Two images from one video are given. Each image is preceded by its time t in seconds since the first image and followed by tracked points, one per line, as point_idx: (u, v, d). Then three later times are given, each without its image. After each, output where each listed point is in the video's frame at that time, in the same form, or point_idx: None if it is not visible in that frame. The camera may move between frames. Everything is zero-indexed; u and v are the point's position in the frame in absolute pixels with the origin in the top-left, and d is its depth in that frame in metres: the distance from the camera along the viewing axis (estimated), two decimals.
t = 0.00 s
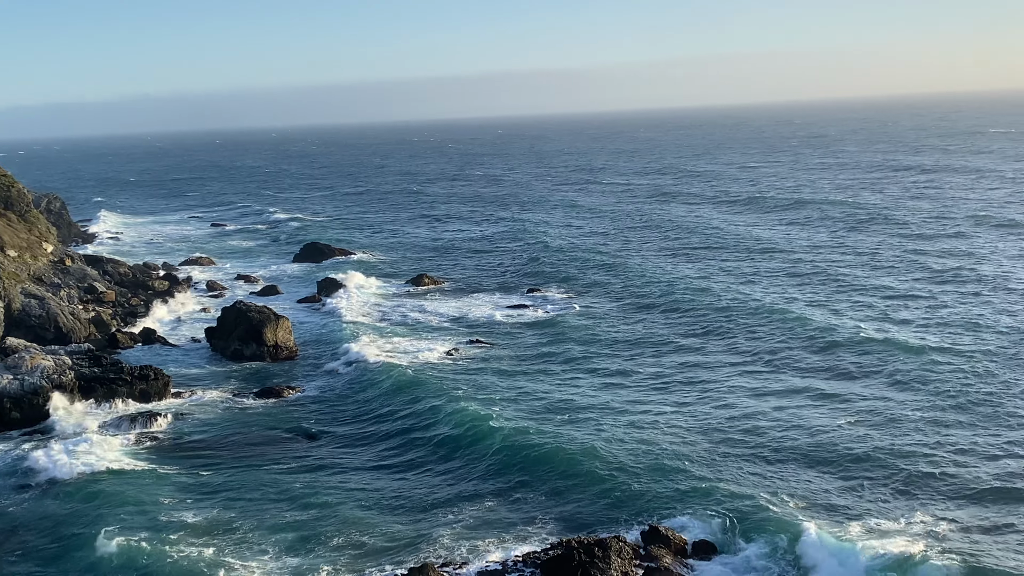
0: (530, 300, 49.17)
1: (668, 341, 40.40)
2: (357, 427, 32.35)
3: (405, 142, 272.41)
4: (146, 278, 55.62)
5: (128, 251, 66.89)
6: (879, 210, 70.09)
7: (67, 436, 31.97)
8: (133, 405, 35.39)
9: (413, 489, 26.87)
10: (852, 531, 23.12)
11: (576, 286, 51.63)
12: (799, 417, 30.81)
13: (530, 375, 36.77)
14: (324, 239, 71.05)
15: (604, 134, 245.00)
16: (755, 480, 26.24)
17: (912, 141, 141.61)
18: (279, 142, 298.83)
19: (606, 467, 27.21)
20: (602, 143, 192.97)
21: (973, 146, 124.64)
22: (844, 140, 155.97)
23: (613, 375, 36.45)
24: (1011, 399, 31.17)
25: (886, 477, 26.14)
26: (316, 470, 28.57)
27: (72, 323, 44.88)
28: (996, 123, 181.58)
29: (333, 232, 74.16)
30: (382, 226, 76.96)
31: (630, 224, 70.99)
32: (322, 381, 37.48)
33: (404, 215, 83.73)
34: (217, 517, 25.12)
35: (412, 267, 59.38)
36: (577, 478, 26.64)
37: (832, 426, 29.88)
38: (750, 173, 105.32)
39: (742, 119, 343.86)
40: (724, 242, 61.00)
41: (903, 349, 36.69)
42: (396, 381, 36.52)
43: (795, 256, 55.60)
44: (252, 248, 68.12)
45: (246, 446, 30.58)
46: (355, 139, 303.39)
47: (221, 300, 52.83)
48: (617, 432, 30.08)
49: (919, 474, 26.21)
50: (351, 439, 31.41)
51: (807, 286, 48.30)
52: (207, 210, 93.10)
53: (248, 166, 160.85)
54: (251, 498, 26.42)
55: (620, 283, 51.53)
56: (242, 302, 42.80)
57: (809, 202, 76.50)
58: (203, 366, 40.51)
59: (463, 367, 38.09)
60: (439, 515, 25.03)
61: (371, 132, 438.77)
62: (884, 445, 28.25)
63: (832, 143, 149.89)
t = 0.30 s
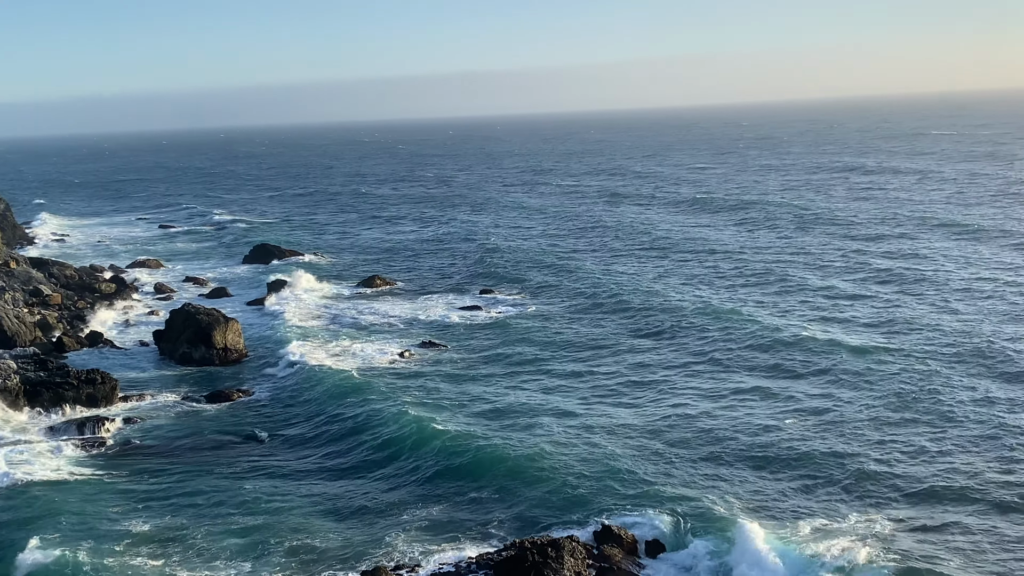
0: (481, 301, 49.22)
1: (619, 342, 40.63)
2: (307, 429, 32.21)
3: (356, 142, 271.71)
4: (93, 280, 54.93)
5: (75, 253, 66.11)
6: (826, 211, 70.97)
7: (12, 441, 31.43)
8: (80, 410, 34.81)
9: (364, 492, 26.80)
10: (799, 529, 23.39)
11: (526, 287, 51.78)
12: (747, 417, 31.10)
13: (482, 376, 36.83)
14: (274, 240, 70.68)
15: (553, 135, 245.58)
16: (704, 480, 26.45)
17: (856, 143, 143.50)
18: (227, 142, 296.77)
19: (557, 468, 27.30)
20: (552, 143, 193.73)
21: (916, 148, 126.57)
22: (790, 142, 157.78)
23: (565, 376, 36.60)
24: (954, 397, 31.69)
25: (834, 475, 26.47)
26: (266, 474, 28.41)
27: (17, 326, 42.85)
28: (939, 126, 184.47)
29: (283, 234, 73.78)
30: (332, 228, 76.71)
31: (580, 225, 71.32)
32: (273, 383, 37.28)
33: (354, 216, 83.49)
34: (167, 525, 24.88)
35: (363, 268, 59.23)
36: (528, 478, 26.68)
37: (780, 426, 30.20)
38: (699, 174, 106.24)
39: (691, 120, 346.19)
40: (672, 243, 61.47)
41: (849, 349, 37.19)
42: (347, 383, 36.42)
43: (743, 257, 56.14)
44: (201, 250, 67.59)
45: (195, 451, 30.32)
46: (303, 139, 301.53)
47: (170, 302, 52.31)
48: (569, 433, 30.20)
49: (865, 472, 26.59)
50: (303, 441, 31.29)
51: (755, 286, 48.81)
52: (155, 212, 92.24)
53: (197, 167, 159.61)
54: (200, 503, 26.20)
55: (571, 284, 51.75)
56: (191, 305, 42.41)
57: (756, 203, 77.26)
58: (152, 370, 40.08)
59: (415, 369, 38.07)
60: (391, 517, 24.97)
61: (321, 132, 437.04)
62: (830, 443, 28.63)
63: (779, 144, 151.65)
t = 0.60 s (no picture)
0: (433, 303, 49.20)
1: (570, 344, 40.75)
2: (258, 432, 31.95)
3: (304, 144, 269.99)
4: (39, 284, 54.10)
5: (20, 257, 65.13)
6: (772, 213, 71.72)
7: None
8: (28, 416, 34.21)
9: (317, 496, 26.63)
10: (750, 529, 23.57)
11: (477, 290, 51.79)
12: (698, 419, 31.29)
13: (433, 380, 36.79)
14: (223, 243, 70.17)
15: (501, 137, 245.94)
16: (657, 483, 26.56)
17: (802, 145, 145.21)
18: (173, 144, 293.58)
19: (510, 472, 27.30)
20: (500, 146, 193.95)
21: (860, 151, 128.30)
22: (735, 144, 159.35)
23: (516, 379, 36.65)
24: (900, 398, 32.13)
25: (784, 476, 26.70)
26: (217, 480, 28.14)
27: None
28: (883, 128, 186.99)
29: (231, 237, 73.20)
30: (281, 230, 76.29)
31: (530, 227, 71.51)
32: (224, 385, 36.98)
33: (303, 219, 83.04)
34: (117, 533, 24.55)
35: (313, 271, 58.94)
36: (481, 481, 26.63)
37: (730, 426, 30.49)
38: (648, 177, 106.95)
39: (641, 122, 348.14)
40: (621, 246, 61.78)
41: (797, 351, 37.59)
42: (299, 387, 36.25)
43: (692, 259, 56.53)
44: (149, 253, 66.92)
45: (144, 457, 29.96)
46: (253, 141, 298.81)
47: (118, 306, 51.68)
48: (522, 435, 30.28)
49: (814, 472, 26.90)
50: (255, 444, 31.09)
51: (704, 288, 49.18)
52: (101, 214, 91.13)
53: (143, 170, 157.89)
54: (151, 510, 25.93)
55: (521, 286, 51.88)
56: (139, 309, 41.91)
57: (704, 206, 77.88)
58: (100, 374, 39.55)
59: (367, 372, 37.96)
60: (344, 522, 24.83)
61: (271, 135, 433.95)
62: (779, 444, 28.93)
63: (725, 147, 153.03)
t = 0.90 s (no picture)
0: (384, 308, 49.05)
1: (522, 349, 40.79)
2: (208, 437, 31.68)
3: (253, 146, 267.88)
4: None
5: None
6: (721, 218, 72.30)
7: None
8: None
9: (267, 504, 26.38)
10: (702, 532, 23.71)
11: (429, 294, 51.69)
12: (649, 423, 31.40)
13: (385, 386, 36.67)
14: (171, 247, 69.48)
15: (451, 140, 245.46)
16: (610, 488, 26.60)
17: (750, 150, 146.48)
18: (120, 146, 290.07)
19: (462, 478, 27.22)
20: (450, 149, 193.72)
21: (806, 156, 129.68)
22: (684, 149, 160.45)
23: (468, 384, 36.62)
24: (849, 401, 32.45)
25: (734, 479, 26.84)
26: (168, 488, 27.83)
27: None
28: (830, 133, 188.97)
29: (180, 241, 72.47)
30: (231, 234, 75.68)
31: (481, 231, 71.53)
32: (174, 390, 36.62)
33: (252, 223, 82.42)
34: (64, 544, 24.19)
35: (264, 276, 58.54)
36: (434, 487, 26.57)
37: (681, 430, 30.67)
38: (598, 181, 107.41)
39: (592, 127, 349.31)
40: (572, 250, 61.96)
41: (747, 354, 37.87)
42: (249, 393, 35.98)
43: (643, 264, 56.76)
44: (95, 258, 66.09)
45: (93, 465, 29.57)
46: (202, 144, 295.90)
47: (65, 312, 50.97)
48: (474, 440, 30.27)
49: (764, 475, 27.12)
50: (205, 449, 30.81)
51: (655, 292, 49.45)
52: (47, 219, 89.85)
53: (90, 173, 155.99)
54: (101, 519, 25.59)
55: (473, 290, 51.88)
56: (86, 314, 41.38)
57: (654, 210, 78.32)
58: (47, 381, 38.99)
59: (318, 378, 37.75)
60: (296, 530, 24.61)
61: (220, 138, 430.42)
62: (730, 447, 29.14)
63: (674, 151, 153.98)
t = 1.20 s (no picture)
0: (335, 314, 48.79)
1: (474, 355, 40.75)
2: (155, 441, 31.30)
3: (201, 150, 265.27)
4: None
5: None
6: (671, 223, 72.75)
7: None
8: None
9: (217, 512, 26.13)
10: (654, 539, 23.78)
11: (380, 300, 51.49)
12: (601, 429, 31.49)
13: (336, 393, 36.47)
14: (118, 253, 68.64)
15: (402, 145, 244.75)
16: (563, 494, 26.64)
17: (699, 156, 147.36)
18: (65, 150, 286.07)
19: (415, 487, 27.11)
20: (401, 154, 193.26)
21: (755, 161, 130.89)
22: (635, 154, 161.32)
23: (420, 391, 36.51)
24: (797, 406, 32.78)
25: (686, 485, 26.97)
26: (117, 497, 27.45)
27: None
28: (778, 139, 190.35)
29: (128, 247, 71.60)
30: (179, 240, 74.93)
31: (432, 237, 71.42)
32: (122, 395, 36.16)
33: (201, 228, 81.65)
34: (11, 556, 23.76)
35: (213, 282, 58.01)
36: (385, 495, 26.43)
37: (633, 436, 30.78)
38: (549, 186, 107.70)
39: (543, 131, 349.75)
40: (523, 256, 62.03)
41: (698, 359, 38.14)
42: (199, 401, 35.64)
43: (594, 269, 56.98)
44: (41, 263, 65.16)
45: (39, 474, 29.10)
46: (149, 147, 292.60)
47: (10, 319, 50.16)
48: (425, 448, 30.18)
49: (716, 481, 27.27)
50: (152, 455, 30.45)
51: (606, 298, 49.62)
52: None
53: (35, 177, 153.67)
54: (49, 530, 25.18)
55: (424, 296, 51.78)
56: (31, 320, 40.77)
57: (604, 215, 78.64)
58: None
59: (269, 386, 37.46)
60: (247, 540, 24.38)
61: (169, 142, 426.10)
62: (681, 453, 29.28)
63: (625, 156, 154.73)
